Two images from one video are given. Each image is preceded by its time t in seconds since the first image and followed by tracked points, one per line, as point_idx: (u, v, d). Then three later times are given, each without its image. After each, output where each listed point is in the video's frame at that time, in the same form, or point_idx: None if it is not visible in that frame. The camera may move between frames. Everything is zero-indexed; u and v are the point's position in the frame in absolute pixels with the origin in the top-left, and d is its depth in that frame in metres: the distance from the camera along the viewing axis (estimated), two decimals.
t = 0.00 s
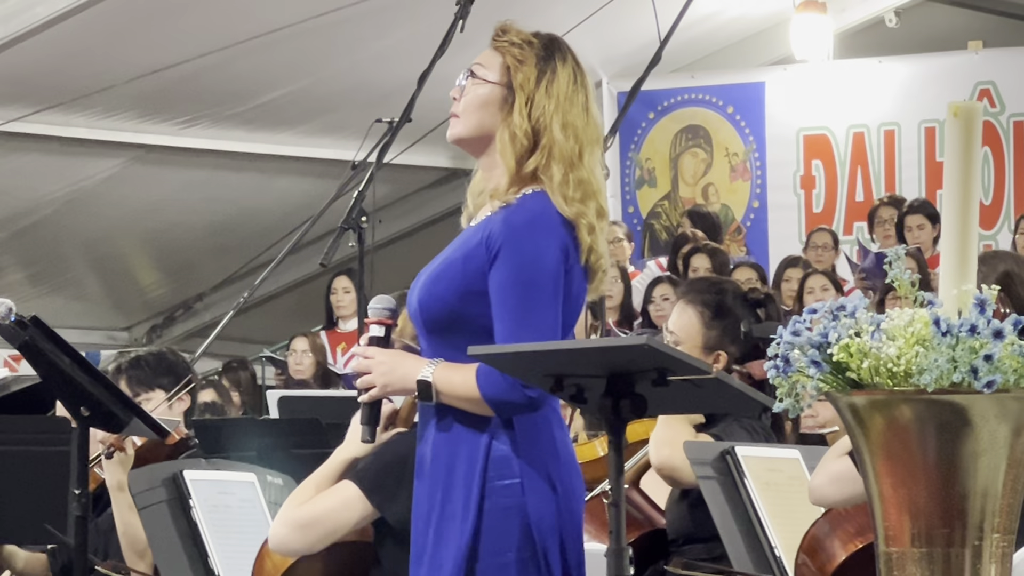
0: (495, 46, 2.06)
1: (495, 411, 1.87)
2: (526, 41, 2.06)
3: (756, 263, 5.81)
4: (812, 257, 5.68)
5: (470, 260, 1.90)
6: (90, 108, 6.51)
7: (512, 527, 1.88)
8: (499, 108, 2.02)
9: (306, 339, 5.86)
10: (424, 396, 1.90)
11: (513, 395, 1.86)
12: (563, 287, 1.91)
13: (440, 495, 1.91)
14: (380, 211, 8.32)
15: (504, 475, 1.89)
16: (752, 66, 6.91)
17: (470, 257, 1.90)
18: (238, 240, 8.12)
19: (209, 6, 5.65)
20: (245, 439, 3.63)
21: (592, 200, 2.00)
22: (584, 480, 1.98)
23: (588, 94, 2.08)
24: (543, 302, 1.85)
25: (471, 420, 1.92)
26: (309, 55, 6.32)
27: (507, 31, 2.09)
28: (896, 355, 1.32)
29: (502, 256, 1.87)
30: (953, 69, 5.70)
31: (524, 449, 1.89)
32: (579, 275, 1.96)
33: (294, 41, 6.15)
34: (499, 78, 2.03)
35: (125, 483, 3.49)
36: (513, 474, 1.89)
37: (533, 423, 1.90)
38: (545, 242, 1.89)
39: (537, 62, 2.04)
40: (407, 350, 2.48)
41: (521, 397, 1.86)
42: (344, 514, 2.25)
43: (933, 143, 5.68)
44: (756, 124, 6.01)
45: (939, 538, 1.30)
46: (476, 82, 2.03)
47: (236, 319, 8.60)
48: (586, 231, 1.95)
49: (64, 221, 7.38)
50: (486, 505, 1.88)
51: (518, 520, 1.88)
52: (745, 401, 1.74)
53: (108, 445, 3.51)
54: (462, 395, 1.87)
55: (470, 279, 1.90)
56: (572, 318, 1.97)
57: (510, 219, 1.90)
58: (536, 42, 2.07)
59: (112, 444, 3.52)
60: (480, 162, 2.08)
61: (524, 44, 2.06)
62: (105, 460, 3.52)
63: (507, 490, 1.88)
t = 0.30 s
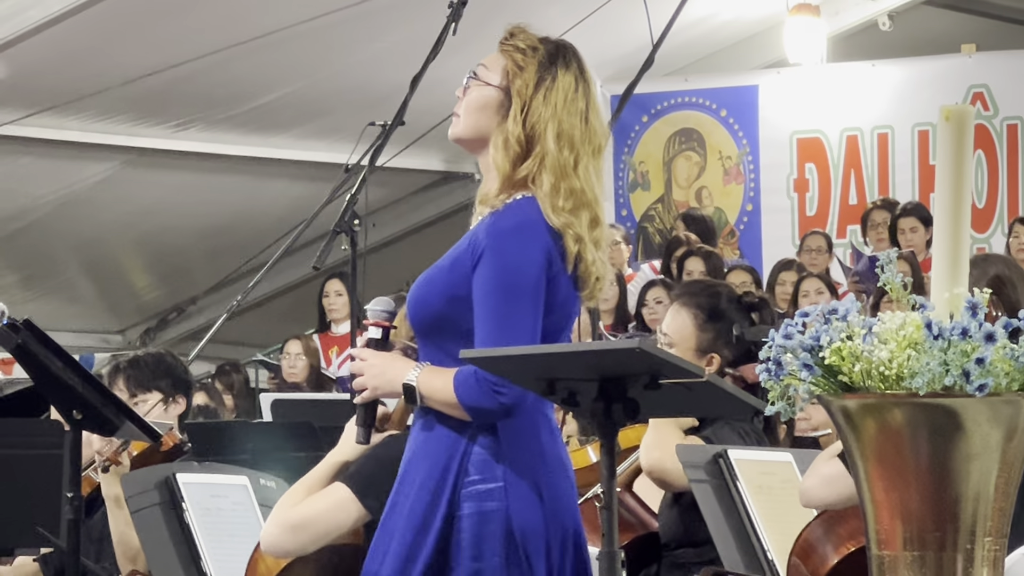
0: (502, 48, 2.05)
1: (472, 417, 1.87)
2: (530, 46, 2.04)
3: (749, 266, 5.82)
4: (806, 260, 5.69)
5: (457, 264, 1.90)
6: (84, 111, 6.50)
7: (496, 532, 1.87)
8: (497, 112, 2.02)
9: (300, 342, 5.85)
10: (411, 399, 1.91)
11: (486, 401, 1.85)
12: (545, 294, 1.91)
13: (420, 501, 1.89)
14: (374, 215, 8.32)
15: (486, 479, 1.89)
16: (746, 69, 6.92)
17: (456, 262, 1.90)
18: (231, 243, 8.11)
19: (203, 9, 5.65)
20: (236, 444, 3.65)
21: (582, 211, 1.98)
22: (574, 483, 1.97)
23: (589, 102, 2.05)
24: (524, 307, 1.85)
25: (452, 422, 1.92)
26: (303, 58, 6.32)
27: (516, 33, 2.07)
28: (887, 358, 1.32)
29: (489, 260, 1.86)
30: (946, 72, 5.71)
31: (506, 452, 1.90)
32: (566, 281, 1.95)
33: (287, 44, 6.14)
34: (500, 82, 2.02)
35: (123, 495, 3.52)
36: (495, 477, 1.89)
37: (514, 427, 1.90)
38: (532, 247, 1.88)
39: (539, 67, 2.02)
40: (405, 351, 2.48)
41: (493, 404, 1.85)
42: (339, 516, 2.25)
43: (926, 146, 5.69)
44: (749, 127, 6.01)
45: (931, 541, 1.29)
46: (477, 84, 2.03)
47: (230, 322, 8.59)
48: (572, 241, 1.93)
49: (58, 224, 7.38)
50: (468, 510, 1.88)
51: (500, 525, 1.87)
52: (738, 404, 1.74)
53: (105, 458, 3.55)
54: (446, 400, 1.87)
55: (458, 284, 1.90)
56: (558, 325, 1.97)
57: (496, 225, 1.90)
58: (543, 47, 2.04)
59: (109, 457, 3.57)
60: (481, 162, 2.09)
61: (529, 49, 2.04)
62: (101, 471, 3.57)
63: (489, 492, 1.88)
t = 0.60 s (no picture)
0: (506, 51, 2.05)
1: (457, 420, 1.87)
2: (533, 51, 2.03)
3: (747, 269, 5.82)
4: (804, 263, 5.69)
5: (449, 268, 1.91)
6: (82, 115, 6.50)
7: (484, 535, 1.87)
8: (497, 115, 2.02)
9: (297, 345, 5.84)
10: (403, 404, 1.92)
11: (470, 406, 1.84)
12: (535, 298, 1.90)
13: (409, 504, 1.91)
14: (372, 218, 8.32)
15: (474, 481, 1.88)
16: (743, 72, 6.92)
17: (449, 266, 1.90)
18: (229, 246, 8.11)
19: (201, 13, 5.65)
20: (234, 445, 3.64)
21: (577, 217, 1.96)
22: (566, 481, 1.97)
23: (591, 108, 2.04)
24: (512, 311, 1.85)
25: (442, 425, 1.93)
26: (301, 62, 6.32)
27: (522, 36, 2.07)
28: (885, 361, 1.32)
29: (479, 264, 1.86)
30: (944, 76, 5.71)
31: (494, 454, 1.89)
32: (557, 286, 1.95)
33: (285, 47, 6.14)
34: (501, 85, 2.02)
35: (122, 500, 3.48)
36: (482, 479, 1.88)
37: (503, 431, 1.90)
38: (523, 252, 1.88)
39: (541, 72, 2.01)
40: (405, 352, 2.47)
41: (478, 408, 1.84)
42: (332, 520, 2.27)
43: (924, 150, 5.68)
44: (747, 131, 6.01)
45: (929, 544, 1.29)
46: (479, 87, 2.04)
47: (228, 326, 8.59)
48: (565, 246, 1.92)
49: (55, 227, 7.37)
50: (457, 512, 1.89)
51: (488, 528, 1.87)
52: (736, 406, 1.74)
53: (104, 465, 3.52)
54: (437, 405, 1.87)
55: (450, 288, 1.90)
56: (550, 329, 1.96)
57: (489, 230, 1.90)
58: (546, 52, 2.04)
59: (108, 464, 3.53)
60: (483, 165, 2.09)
61: (532, 53, 2.03)
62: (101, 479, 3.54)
63: (476, 495, 1.88)
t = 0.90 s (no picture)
0: (502, 59, 2.04)
1: (453, 429, 1.88)
2: (529, 60, 2.03)
3: (751, 274, 5.82)
4: (807, 268, 5.69)
5: (445, 276, 1.91)
6: (84, 120, 6.51)
7: (481, 541, 1.88)
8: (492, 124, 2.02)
9: (300, 350, 5.86)
10: (398, 411, 1.92)
11: (465, 416, 1.85)
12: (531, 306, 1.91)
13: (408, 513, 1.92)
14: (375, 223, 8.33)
15: (470, 488, 1.90)
16: (747, 77, 6.91)
17: (445, 275, 1.91)
18: (232, 251, 8.11)
19: (205, 18, 5.66)
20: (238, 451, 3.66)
21: (572, 230, 1.97)
22: (562, 488, 1.98)
23: (585, 118, 2.04)
24: (507, 321, 1.85)
25: (439, 434, 1.94)
26: (303, 66, 6.32)
27: (519, 43, 2.07)
28: (888, 367, 1.32)
29: (473, 274, 1.87)
30: (947, 82, 5.71)
31: (488, 463, 1.90)
32: (550, 295, 1.95)
33: (287, 53, 6.15)
34: (497, 94, 2.02)
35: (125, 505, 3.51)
36: (478, 486, 1.89)
37: (499, 440, 1.90)
38: (518, 262, 1.89)
39: (536, 83, 2.01)
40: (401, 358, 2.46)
41: (473, 419, 1.85)
42: (332, 531, 2.25)
43: (927, 155, 5.68)
44: (750, 136, 6.01)
45: (932, 550, 1.29)
46: (475, 95, 2.03)
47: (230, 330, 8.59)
48: (560, 260, 1.93)
49: (58, 232, 7.38)
50: (454, 519, 1.89)
51: (483, 534, 1.88)
52: (739, 412, 1.74)
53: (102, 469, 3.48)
54: (431, 413, 1.88)
55: (445, 297, 1.91)
56: (545, 336, 1.98)
57: (485, 239, 1.90)
58: (542, 61, 2.03)
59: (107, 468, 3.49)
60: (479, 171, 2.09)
61: (528, 62, 2.03)
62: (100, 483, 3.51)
63: (473, 502, 1.89)
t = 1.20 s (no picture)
0: (505, 71, 2.05)
1: (469, 438, 1.88)
2: (532, 71, 2.04)
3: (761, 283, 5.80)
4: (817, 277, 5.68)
5: (457, 285, 1.91)
6: (94, 127, 6.54)
7: (495, 548, 1.88)
8: (498, 134, 2.02)
9: (308, 358, 5.91)
10: (410, 420, 1.92)
11: (483, 424, 1.85)
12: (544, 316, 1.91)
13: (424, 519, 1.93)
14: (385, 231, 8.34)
15: (485, 495, 1.90)
16: (757, 85, 6.90)
17: (457, 284, 1.91)
18: (242, 259, 8.13)
19: (214, 27, 5.69)
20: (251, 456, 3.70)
21: (584, 240, 1.98)
22: (571, 497, 1.98)
23: (590, 128, 2.06)
24: (522, 330, 1.86)
25: (452, 444, 1.94)
26: (313, 74, 6.34)
27: (520, 54, 2.08)
28: (900, 376, 1.32)
29: (487, 283, 1.87)
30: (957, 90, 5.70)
31: (504, 472, 1.91)
32: (563, 306, 1.96)
33: (296, 60, 6.16)
34: (501, 106, 2.03)
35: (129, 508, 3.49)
36: (493, 493, 1.90)
37: (513, 449, 1.91)
38: (531, 271, 1.89)
39: (540, 94, 2.02)
40: (402, 369, 2.47)
41: (493, 427, 1.85)
42: (346, 537, 2.25)
43: (937, 164, 5.67)
44: (760, 145, 6.01)
45: (942, 559, 1.29)
46: (479, 106, 2.04)
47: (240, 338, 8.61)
48: (573, 270, 1.94)
49: (68, 239, 7.40)
50: (468, 526, 1.90)
51: (498, 541, 1.88)
52: (749, 422, 1.74)
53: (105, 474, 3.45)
54: (444, 421, 1.88)
55: (458, 306, 1.91)
56: (560, 346, 1.98)
57: (497, 248, 1.90)
58: (544, 73, 2.05)
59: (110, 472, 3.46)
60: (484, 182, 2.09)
61: (531, 73, 2.04)
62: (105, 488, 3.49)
63: (488, 510, 1.89)
